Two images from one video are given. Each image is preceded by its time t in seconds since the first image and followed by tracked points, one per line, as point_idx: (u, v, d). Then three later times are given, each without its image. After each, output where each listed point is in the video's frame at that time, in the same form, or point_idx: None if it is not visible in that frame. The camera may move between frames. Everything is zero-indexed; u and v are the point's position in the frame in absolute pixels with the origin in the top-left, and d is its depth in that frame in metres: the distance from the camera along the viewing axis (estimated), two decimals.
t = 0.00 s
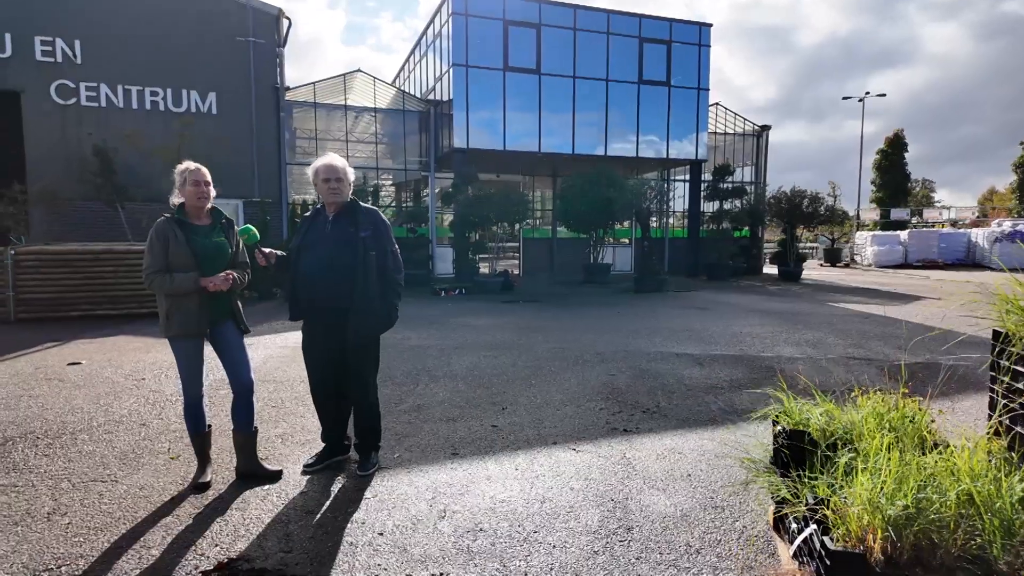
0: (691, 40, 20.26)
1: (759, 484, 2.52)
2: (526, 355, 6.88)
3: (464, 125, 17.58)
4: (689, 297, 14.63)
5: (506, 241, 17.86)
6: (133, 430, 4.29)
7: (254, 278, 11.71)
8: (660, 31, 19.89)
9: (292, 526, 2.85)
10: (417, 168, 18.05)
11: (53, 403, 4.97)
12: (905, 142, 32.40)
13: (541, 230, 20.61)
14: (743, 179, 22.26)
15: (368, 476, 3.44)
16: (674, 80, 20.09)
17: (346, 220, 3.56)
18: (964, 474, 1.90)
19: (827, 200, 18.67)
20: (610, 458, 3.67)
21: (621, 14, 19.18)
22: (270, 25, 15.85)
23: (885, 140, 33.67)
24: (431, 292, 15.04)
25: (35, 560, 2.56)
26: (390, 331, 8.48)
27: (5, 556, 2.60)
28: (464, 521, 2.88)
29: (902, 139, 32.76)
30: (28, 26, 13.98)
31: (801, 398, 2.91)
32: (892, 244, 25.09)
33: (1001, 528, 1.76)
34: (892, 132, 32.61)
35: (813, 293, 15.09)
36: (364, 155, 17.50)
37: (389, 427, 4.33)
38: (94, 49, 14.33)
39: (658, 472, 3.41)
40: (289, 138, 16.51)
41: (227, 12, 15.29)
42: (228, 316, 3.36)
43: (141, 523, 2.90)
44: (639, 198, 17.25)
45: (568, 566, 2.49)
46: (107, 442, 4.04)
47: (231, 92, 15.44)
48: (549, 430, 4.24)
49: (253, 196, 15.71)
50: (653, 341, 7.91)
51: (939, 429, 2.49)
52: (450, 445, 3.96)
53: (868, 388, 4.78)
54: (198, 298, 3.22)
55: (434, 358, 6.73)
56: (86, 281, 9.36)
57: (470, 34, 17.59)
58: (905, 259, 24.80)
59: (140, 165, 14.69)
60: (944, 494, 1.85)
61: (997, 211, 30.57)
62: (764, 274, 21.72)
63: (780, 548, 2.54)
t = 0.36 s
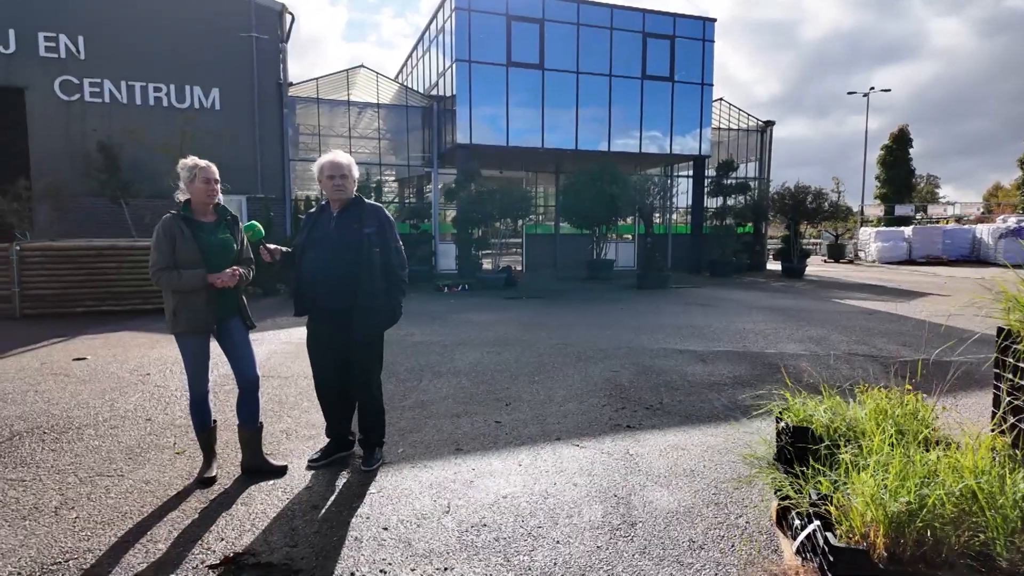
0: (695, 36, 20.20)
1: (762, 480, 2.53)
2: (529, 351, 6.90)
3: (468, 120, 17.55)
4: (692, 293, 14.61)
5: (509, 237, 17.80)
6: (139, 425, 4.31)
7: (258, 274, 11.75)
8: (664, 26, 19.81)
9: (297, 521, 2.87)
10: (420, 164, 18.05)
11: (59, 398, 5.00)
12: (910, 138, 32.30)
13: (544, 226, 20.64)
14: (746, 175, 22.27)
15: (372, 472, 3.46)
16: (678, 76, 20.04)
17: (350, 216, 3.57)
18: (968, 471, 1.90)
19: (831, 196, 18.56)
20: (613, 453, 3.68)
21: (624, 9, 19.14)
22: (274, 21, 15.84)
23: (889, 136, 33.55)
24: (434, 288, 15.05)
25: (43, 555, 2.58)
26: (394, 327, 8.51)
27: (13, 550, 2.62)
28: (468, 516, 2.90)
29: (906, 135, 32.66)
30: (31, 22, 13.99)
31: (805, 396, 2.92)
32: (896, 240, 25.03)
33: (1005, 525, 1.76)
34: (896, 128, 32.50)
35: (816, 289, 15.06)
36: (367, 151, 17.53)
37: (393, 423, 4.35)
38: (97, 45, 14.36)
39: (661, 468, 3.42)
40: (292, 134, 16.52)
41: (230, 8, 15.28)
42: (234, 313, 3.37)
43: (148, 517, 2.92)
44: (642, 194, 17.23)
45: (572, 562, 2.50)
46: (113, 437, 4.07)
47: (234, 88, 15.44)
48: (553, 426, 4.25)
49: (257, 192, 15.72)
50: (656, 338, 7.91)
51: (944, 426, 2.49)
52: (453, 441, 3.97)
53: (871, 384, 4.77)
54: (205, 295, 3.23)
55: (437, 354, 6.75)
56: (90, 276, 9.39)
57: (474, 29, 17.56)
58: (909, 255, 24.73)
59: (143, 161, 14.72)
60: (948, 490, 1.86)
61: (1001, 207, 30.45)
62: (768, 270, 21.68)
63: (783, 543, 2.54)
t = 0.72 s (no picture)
0: (703, 31, 20.09)
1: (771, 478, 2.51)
2: (536, 348, 6.89)
3: (474, 117, 17.52)
4: (699, 290, 14.56)
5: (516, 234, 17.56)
6: (148, 421, 4.34)
7: (266, 270, 11.80)
8: (671, 21, 19.71)
9: (305, 516, 2.88)
10: (426, 161, 18.05)
11: (70, 393, 5.04)
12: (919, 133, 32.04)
13: (550, 223, 20.62)
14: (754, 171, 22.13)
15: (380, 467, 3.47)
16: (685, 71, 19.94)
17: (358, 213, 3.56)
18: (980, 469, 1.88)
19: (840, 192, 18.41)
20: (620, 451, 3.68)
21: (632, 4, 19.03)
22: (281, 18, 15.87)
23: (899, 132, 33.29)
24: (441, 284, 15.06)
25: (55, 549, 2.60)
26: (401, 324, 8.52)
27: (25, 543, 2.64)
28: (475, 512, 2.90)
29: (916, 131, 32.39)
30: (40, 19, 14.05)
31: (814, 393, 2.90)
32: (905, 236, 24.85)
33: (1018, 524, 1.74)
34: (906, 124, 32.24)
35: (825, 286, 14.97)
36: (374, 148, 17.56)
37: (400, 419, 4.36)
38: (106, 42, 14.42)
39: (669, 465, 3.41)
40: (299, 130, 16.57)
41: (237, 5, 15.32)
42: (243, 309, 3.38)
43: (158, 512, 2.94)
44: (649, 190, 17.16)
45: (580, 559, 2.50)
46: (123, 432, 4.10)
47: (242, 85, 15.49)
48: (560, 423, 4.24)
49: (264, 188, 15.77)
50: (663, 335, 7.89)
51: (955, 424, 2.47)
52: (460, 438, 3.97)
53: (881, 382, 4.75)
54: (214, 291, 3.25)
55: (444, 351, 6.75)
56: (99, 273, 9.45)
57: (480, 25, 17.50)
58: (918, 252, 24.54)
59: (151, 158, 14.79)
60: (960, 488, 1.84)
61: (1012, 204, 30.16)
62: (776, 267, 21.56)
63: (792, 542, 2.53)
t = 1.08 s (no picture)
0: (712, 28, 19.98)
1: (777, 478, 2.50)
2: (543, 346, 6.90)
3: (482, 115, 17.51)
4: (708, 288, 14.49)
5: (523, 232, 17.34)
6: (157, 418, 4.38)
7: (275, 268, 11.87)
8: (679, 18, 19.60)
9: (312, 513, 2.89)
10: (434, 159, 18.06)
11: (81, 390, 5.09)
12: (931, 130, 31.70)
13: (558, 221, 20.61)
14: (763, 168, 22.00)
15: (386, 465, 3.49)
16: (694, 68, 19.81)
17: (364, 212, 3.57)
18: (989, 469, 1.86)
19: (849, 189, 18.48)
20: (627, 449, 3.67)
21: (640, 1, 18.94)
22: (289, 16, 15.92)
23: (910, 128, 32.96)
24: (449, 282, 15.09)
25: (65, 544, 2.63)
26: (409, 321, 8.54)
27: (35, 539, 2.67)
28: (480, 510, 2.91)
29: (928, 128, 32.06)
30: (51, 20, 14.16)
31: (821, 392, 2.88)
32: (916, 234, 24.63)
33: None
34: (918, 120, 31.92)
35: (835, 284, 14.85)
36: (381, 146, 17.56)
37: (407, 416, 4.38)
38: (117, 42, 14.54)
39: (675, 464, 3.40)
40: (308, 129, 16.63)
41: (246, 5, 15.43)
42: (250, 307, 3.40)
43: (167, 508, 2.97)
44: (657, 187, 17.09)
45: (585, 557, 2.50)
46: (132, 429, 4.14)
47: (250, 84, 15.56)
48: (566, 422, 4.24)
49: (273, 186, 15.85)
50: (670, 333, 7.86)
51: (965, 424, 2.44)
52: (466, 435, 3.98)
53: (890, 381, 4.71)
54: (222, 289, 3.27)
55: (451, 349, 6.76)
56: (110, 271, 9.53)
57: (488, 22, 17.48)
58: (929, 250, 24.32)
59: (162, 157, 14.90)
60: (968, 488, 1.82)
61: None
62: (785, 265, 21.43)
63: (798, 541, 2.51)
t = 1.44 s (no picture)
0: (718, 26, 19.92)
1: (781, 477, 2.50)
2: (547, 345, 6.90)
3: (487, 114, 17.52)
4: (714, 287, 14.46)
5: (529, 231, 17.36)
6: (164, 416, 4.41)
7: (281, 266, 11.93)
8: (685, 17, 19.55)
9: (317, 511, 2.91)
10: (439, 158, 18.08)
11: (89, 388, 5.13)
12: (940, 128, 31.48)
13: (563, 220, 20.61)
14: (770, 167, 21.91)
15: (391, 463, 3.50)
16: (700, 66, 19.74)
17: (370, 212, 3.58)
18: (994, 470, 1.85)
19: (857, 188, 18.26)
20: (631, 449, 3.67)
21: None
22: (295, 16, 15.94)
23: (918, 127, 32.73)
24: (454, 281, 15.11)
25: (73, 541, 2.66)
26: (414, 320, 8.56)
27: (44, 535, 2.70)
28: (485, 508, 2.92)
29: (936, 126, 31.84)
30: (60, 20, 14.26)
31: (827, 391, 2.87)
32: (924, 233, 24.48)
33: None
34: (926, 118, 31.71)
35: (842, 283, 14.78)
36: (387, 145, 17.60)
37: (412, 415, 4.39)
38: (124, 42, 14.63)
39: (679, 464, 3.40)
40: (314, 128, 16.68)
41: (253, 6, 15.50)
42: (256, 306, 3.42)
43: (174, 505, 2.99)
44: (663, 186, 17.03)
45: (589, 556, 2.50)
46: (140, 427, 4.17)
47: (257, 83, 15.62)
48: (570, 421, 4.24)
49: (279, 186, 15.91)
50: (675, 332, 7.85)
51: (971, 424, 2.43)
52: (471, 434, 3.99)
53: (896, 381, 4.69)
54: (228, 289, 3.29)
55: (456, 348, 6.77)
56: (118, 270, 9.60)
57: (493, 21, 17.48)
58: (937, 248, 24.18)
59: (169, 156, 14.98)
60: (973, 490, 1.81)
61: None
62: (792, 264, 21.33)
63: (803, 542, 2.50)
